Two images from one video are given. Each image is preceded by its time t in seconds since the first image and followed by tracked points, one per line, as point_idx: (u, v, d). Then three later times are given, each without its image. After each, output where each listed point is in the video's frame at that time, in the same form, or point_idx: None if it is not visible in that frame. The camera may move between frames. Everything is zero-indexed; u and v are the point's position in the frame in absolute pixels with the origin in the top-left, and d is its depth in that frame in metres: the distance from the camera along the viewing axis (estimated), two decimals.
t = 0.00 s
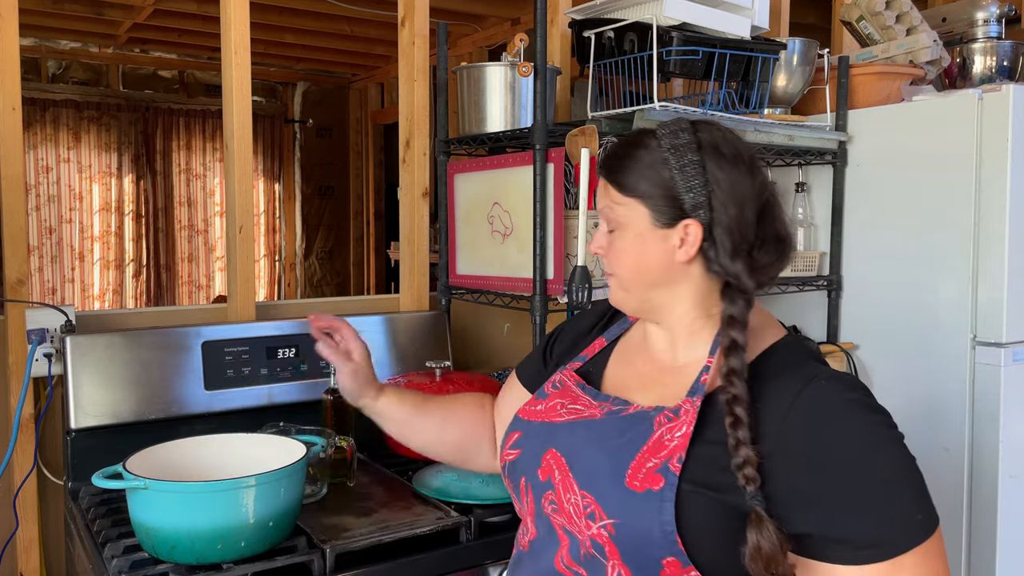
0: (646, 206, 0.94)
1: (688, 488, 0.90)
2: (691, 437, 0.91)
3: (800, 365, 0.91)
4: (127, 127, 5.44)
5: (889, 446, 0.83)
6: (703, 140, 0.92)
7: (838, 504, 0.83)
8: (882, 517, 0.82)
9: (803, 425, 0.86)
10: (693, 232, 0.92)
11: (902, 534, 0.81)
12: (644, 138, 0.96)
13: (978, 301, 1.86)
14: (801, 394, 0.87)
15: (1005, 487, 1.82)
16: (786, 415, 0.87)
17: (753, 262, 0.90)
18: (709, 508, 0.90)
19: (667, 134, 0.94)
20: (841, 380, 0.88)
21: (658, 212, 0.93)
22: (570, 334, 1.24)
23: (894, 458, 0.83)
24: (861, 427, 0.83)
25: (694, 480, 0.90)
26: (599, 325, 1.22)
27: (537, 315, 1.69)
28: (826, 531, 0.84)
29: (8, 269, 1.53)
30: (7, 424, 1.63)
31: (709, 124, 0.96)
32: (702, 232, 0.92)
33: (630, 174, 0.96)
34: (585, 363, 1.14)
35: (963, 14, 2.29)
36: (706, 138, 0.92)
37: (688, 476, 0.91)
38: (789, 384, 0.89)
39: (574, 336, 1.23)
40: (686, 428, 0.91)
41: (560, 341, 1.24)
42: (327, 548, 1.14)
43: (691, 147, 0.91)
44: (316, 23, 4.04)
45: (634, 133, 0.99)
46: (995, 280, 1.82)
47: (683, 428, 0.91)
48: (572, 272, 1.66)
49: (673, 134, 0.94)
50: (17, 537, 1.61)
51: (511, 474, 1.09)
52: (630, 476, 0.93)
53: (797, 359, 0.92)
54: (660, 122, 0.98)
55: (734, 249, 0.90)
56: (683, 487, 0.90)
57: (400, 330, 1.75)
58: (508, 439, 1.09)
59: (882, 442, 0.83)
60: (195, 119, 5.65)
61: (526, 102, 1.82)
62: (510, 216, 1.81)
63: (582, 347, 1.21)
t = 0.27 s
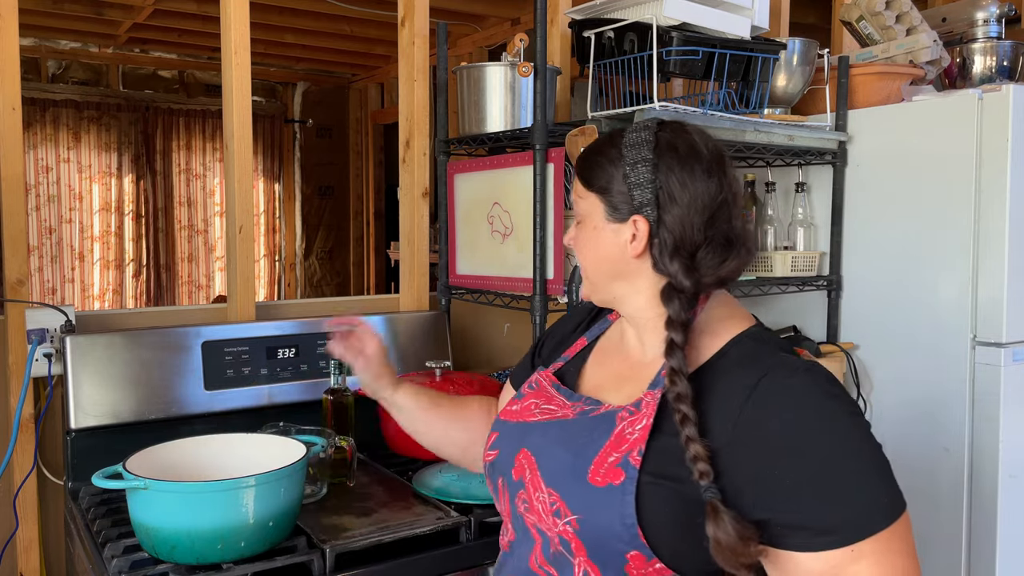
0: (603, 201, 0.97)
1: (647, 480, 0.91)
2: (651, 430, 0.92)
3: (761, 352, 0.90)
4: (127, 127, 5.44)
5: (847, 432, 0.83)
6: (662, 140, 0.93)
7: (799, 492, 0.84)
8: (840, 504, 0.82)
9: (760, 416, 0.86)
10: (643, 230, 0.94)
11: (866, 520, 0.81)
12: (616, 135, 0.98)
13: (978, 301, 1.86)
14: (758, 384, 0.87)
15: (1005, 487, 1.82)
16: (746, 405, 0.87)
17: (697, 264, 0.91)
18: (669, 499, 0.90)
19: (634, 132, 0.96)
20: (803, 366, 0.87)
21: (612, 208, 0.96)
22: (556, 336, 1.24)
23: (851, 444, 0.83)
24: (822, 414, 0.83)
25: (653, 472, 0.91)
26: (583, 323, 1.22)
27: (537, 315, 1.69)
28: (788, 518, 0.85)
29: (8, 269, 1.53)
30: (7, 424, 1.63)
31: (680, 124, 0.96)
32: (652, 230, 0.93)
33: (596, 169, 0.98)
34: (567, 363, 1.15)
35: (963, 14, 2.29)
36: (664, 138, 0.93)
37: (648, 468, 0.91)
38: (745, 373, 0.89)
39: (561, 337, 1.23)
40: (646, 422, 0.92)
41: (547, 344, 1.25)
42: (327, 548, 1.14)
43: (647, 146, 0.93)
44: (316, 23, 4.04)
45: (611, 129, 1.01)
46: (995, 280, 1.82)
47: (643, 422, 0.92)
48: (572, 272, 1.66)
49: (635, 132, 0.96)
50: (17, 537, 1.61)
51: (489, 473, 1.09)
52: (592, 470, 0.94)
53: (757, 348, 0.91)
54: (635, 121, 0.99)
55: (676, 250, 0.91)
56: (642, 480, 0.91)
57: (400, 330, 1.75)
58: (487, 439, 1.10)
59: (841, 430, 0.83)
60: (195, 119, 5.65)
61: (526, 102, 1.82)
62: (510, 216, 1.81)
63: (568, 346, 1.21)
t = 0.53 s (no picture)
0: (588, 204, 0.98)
1: (627, 482, 0.92)
2: (633, 432, 0.92)
3: (743, 353, 0.90)
4: (127, 127, 5.44)
5: (826, 429, 0.83)
6: (646, 143, 0.93)
7: (776, 491, 0.83)
8: (815, 504, 0.82)
9: (738, 412, 0.87)
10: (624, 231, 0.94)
11: (842, 521, 0.81)
12: (600, 139, 0.99)
13: (978, 301, 1.86)
14: (737, 382, 0.88)
15: (1005, 487, 1.82)
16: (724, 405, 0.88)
17: (678, 267, 0.92)
18: (650, 500, 0.91)
19: (618, 135, 0.96)
20: (783, 367, 0.87)
21: (596, 211, 0.97)
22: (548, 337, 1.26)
23: (829, 442, 0.82)
24: (799, 414, 0.83)
25: (634, 473, 0.92)
26: (573, 326, 1.23)
27: (537, 315, 1.69)
28: (765, 517, 0.84)
29: (8, 270, 1.53)
30: (7, 424, 1.63)
31: (665, 127, 0.96)
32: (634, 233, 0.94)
33: (580, 173, 0.99)
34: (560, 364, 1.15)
35: (963, 14, 2.30)
36: (648, 142, 0.93)
37: (629, 470, 0.92)
38: (726, 372, 0.89)
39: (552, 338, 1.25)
40: (628, 424, 0.93)
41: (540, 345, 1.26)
42: (327, 548, 1.14)
43: (631, 149, 0.93)
44: (316, 23, 4.04)
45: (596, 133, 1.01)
46: (995, 280, 1.82)
47: (626, 424, 0.93)
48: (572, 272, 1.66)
49: (620, 136, 0.96)
50: (17, 537, 1.61)
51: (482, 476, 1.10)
52: (574, 472, 0.95)
53: (739, 348, 0.92)
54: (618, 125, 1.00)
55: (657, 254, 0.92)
56: (623, 482, 0.92)
57: (400, 329, 1.75)
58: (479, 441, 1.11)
59: (819, 428, 0.83)
60: (195, 119, 5.65)
61: (526, 102, 1.82)
62: (510, 216, 1.81)
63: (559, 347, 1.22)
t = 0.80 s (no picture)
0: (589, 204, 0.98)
1: (626, 477, 0.92)
2: (632, 428, 0.92)
3: (741, 350, 0.90)
4: (127, 127, 5.44)
5: (823, 427, 0.83)
6: (648, 143, 0.94)
7: (772, 488, 0.84)
8: (812, 501, 0.82)
9: (736, 408, 0.87)
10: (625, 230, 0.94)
11: (838, 518, 0.81)
12: (601, 139, 0.99)
13: (978, 301, 1.86)
14: (736, 378, 0.88)
15: (1005, 487, 1.82)
16: (722, 402, 0.88)
17: (680, 268, 0.92)
18: (648, 496, 0.91)
19: (620, 135, 0.96)
20: (781, 364, 0.87)
21: (598, 211, 0.97)
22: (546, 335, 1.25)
23: (826, 439, 0.82)
24: (796, 411, 0.83)
25: (632, 469, 0.92)
26: (571, 324, 1.22)
27: (537, 315, 1.69)
28: (763, 514, 0.84)
29: (9, 270, 1.53)
30: (7, 424, 1.63)
31: (665, 128, 0.97)
32: (636, 233, 0.94)
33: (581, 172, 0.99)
34: (555, 363, 1.15)
35: (963, 14, 2.29)
36: (650, 142, 0.93)
37: (627, 466, 0.92)
38: (725, 368, 0.89)
39: (550, 335, 1.24)
40: (627, 420, 0.93)
41: (537, 342, 1.26)
42: (327, 548, 1.14)
43: (633, 149, 0.93)
44: (316, 23, 4.04)
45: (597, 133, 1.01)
46: (995, 280, 1.82)
47: (624, 420, 0.93)
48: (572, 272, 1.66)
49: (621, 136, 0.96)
50: (17, 537, 1.61)
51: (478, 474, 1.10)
52: (572, 468, 0.95)
53: (738, 345, 0.92)
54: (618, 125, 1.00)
55: (659, 255, 0.92)
56: (621, 478, 0.92)
57: (400, 329, 1.75)
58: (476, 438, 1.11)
59: (816, 426, 0.83)
60: (195, 119, 5.65)
61: (526, 102, 1.82)
62: (510, 216, 1.81)
63: (556, 344, 1.21)
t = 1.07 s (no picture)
0: (603, 207, 0.97)
1: (635, 481, 0.91)
2: (642, 433, 0.92)
3: (752, 354, 0.90)
4: (127, 127, 5.44)
5: (836, 430, 0.83)
6: (663, 146, 0.92)
7: (787, 494, 0.83)
8: (828, 505, 0.81)
9: (749, 413, 0.86)
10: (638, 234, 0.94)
11: (855, 522, 0.81)
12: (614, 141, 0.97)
13: (978, 301, 1.86)
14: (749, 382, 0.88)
15: (1006, 487, 1.82)
16: (735, 407, 0.88)
17: (696, 275, 0.91)
18: (658, 500, 0.90)
19: (634, 137, 0.95)
20: (791, 368, 0.87)
21: (611, 215, 0.96)
22: (544, 336, 1.26)
23: (839, 443, 0.82)
24: (808, 415, 0.83)
25: (642, 473, 0.91)
26: (572, 324, 1.22)
27: (537, 315, 1.69)
28: (778, 519, 0.84)
29: (8, 269, 1.53)
30: (7, 424, 1.63)
31: (680, 130, 0.95)
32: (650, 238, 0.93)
33: (593, 174, 0.98)
34: (557, 364, 1.15)
35: (963, 14, 2.29)
36: (666, 146, 0.92)
37: (637, 470, 0.91)
38: (737, 373, 0.89)
39: (548, 336, 1.24)
40: (638, 425, 0.92)
41: (536, 343, 1.27)
42: (327, 548, 1.14)
43: (648, 153, 0.92)
44: (316, 23, 4.04)
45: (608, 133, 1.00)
46: (996, 280, 1.82)
47: (634, 424, 0.93)
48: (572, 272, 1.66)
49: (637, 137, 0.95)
50: (17, 537, 1.61)
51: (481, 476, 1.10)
52: (581, 472, 0.95)
53: (747, 348, 0.92)
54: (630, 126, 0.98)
55: (674, 262, 0.91)
56: (631, 482, 0.91)
57: (400, 329, 1.75)
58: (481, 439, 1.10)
59: (830, 430, 0.83)
60: (195, 119, 5.65)
61: (526, 102, 1.82)
62: (510, 216, 1.81)
63: (553, 346, 1.22)
